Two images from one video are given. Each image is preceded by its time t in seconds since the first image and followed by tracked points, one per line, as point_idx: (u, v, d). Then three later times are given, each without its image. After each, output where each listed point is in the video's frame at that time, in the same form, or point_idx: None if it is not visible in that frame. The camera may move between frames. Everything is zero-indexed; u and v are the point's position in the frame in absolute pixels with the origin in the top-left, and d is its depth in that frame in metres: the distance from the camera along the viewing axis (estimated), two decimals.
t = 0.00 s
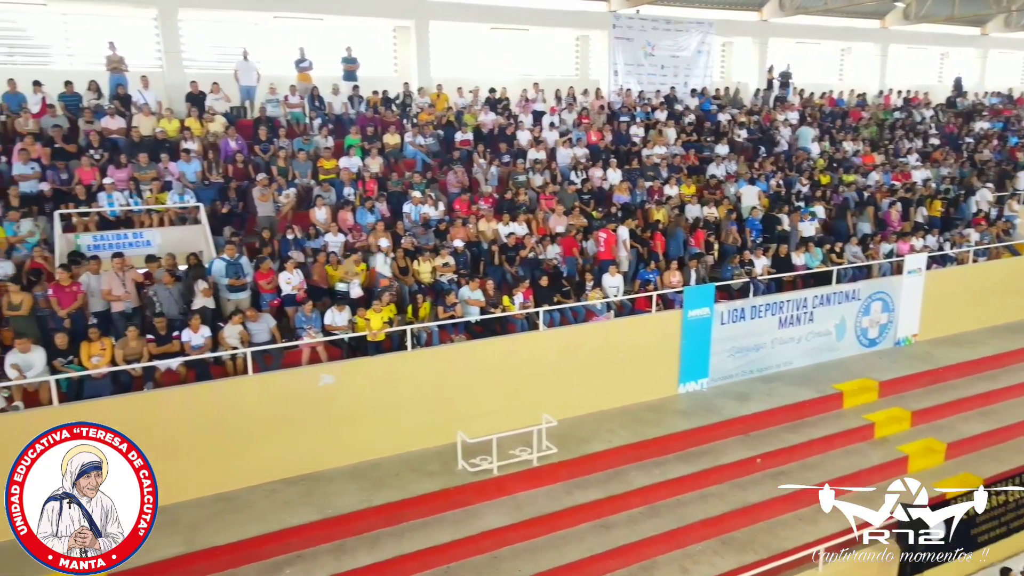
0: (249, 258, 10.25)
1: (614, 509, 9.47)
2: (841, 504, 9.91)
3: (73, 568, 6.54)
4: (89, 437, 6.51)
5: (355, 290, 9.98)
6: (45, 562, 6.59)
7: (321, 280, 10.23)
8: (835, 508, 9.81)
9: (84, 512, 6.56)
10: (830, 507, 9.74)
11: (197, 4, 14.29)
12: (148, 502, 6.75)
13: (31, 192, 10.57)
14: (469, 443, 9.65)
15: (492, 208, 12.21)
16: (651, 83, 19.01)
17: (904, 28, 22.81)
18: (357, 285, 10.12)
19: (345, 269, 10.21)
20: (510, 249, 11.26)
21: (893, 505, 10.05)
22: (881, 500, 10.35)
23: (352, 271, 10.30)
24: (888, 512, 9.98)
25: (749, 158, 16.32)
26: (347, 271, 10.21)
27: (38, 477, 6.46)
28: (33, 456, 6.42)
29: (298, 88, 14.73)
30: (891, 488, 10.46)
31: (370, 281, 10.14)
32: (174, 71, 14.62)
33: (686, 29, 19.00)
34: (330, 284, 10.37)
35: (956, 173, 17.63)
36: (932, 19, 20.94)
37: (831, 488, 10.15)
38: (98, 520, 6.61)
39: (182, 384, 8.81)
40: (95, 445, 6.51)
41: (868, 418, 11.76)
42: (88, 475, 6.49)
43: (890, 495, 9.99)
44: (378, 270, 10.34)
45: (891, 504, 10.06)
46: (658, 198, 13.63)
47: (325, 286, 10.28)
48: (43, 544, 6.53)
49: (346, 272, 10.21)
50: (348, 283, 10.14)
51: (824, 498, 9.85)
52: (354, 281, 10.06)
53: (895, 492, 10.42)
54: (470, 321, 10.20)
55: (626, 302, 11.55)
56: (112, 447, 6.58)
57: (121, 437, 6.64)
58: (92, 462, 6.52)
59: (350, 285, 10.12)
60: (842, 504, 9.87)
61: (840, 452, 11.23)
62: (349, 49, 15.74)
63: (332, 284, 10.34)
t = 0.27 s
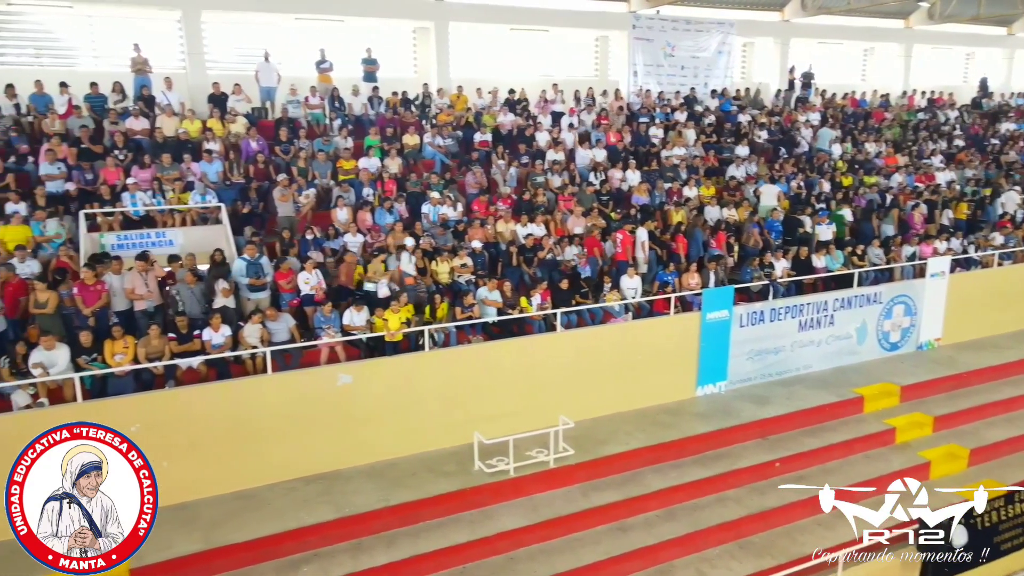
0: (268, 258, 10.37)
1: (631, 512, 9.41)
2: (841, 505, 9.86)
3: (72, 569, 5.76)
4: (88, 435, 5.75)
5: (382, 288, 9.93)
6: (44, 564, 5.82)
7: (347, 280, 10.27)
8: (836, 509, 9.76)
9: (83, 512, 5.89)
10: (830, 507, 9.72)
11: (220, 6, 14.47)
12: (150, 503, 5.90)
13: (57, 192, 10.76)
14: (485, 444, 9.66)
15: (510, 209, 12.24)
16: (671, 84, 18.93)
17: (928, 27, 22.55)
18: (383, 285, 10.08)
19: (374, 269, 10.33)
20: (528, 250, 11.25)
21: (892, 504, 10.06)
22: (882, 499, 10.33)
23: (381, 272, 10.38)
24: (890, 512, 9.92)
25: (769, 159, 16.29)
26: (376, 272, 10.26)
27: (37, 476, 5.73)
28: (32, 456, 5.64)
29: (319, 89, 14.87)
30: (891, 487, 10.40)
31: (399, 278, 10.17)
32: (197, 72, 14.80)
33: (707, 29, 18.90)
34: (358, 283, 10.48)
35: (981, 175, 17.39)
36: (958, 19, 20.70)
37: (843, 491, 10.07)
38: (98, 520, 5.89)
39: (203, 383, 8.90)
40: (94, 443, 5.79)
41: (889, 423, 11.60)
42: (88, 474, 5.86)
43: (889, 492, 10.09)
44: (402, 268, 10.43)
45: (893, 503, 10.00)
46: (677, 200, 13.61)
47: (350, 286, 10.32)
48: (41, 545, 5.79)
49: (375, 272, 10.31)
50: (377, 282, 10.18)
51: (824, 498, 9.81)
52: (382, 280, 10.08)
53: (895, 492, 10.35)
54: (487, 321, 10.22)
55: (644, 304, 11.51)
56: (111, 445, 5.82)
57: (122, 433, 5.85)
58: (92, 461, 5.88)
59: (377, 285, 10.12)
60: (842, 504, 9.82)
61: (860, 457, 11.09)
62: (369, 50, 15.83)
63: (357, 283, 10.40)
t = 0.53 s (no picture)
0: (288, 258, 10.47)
1: (649, 514, 9.36)
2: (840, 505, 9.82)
3: (72, 568, 7.13)
4: (89, 437, 7.27)
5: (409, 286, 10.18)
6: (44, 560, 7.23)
7: (379, 280, 10.46)
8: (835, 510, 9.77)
9: (84, 512, 7.21)
10: (830, 507, 9.77)
11: (244, 7, 14.63)
12: (146, 503, 7.46)
13: (84, 190, 10.92)
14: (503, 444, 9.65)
15: (530, 210, 12.25)
16: (692, 84, 18.86)
17: (955, 27, 22.27)
18: (412, 284, 10.21)
19: (405, 269, 10.46)
20: (547, 251, 11.26)
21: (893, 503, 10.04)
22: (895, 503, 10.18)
23: (411, 272, 10.48)
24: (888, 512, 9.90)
25: (791, 161, 16.24)
26: (405, 272, 10.36)
27: (38, 477, 7.13)
28: (32, 453, 7.20)
29: (340, 90, 15.00)
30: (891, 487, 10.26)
31: (427, 277, 10.32)
32: (221, 73, 14.98)
33: (729, 29, 18.77)
34: (387, 283, 10.59)
35: (1009, 176, 17.14)
36: (985, 18, 20.38)
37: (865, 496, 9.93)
38: (98, 520, 7.26)
39: (225, 380, 8.99)
40: (97, 445, 7.26)
41: (912, 428, 11.43)
42: (88, 475, 7.16)
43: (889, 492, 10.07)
44: (428, 268, 10.58)
45: (892, 503, 9.98)
46: (698, 201, 13.58)
47: (377, 285, 10.32)
48: (44, 543, 7.17)
49: (405, 273, 10.44)
50: (407, 282, 10.32)
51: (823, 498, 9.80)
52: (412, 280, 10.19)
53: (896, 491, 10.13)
54: (506, 322, 10.24)
55: (663, 305, 11.43)
56: (113, 447, 7.36)
57: (120, 437, 7.43)
58: (93, 463, 7.20)
59: (406, 285, 10.23)
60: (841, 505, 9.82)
61: (882, 462, 10.93)
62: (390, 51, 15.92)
63: (389, 283, 10.54)
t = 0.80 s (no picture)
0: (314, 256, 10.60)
1: (671, 516, 9.29)
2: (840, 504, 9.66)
3: (72, 567, 7.11)
4: (89, 436, 7.19)
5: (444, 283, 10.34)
6: (46, 561, 7.24)
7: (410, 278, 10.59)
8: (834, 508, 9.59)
9: (83, 512, 7.17)
10: (830, 507, 9.56)
11: (273, 9, 14.84)
12: (146, 503, 7.36)
13: (116, 188, 11.13)
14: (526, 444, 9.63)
15: (554, 210, 12.26)
16: (719, 84, 18.75)
17: (990, 26, 21.86)
18: (448, 282, 10.44)
19: (437, 266, 10.55)
20: (571, 251, 11.26)
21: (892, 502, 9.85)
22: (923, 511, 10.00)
23: (446, 270, 10.65)
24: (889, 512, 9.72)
25: (819, 162, 16.09)
26: (440, 269, 10.54)
27: (38, 477, 7.08)
28: (33, 455, 7.12)
29: (368, 90, 15.15)
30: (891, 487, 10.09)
31: (461, 276, 10.51)
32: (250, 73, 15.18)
33: (757, 28, 18.62)
34: (417, 283, 10.66)
35: None
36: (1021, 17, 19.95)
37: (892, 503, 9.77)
38: (98, 520, 7.21)
39: (251, 376, 9.10)
40: (97, 445, 7.15)
41: (942, 434, 11.20)
42: (88, 475, 7.10)
43: (889, 491, 9.88)
44: (460, 267, 10.74)
45: (893, 503, 9.74)
46: (724, 201, 13.50)
47: (406, 285, 10.48)
48: (43, 544, 7.13)
49: (438, 271, 10.56)
50: (441, 280, 10.46)
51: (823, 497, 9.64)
52: (445, 278, 10.37)
53: (895, 492, 10.01)
54: (530, 322, 10.24)
55: (688, 306, 11.34)
56: (113, 447, 7.24)
57: (121, 437, 7.32)
58: (93, 463, 7.12)
59: (442, 283, 10.44)
60: (840, 503, 9.66)
61: (911, 468, 10.72)
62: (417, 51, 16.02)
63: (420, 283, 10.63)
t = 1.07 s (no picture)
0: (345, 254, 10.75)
1: (698, 520, 9.16)
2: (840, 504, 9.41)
3: (72, 568, 6.53)
4: (88, 435, 6.35)
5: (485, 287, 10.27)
6: (45, 561, 6.59)
7: (447, 277, 10.72)
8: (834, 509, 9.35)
9: (84, 511, 6.56)
10: (830, 508, 9.33)
11: (308, 10, 15.05)
12: (149, 504, 6.58)
13: (152, 186, 11.37)
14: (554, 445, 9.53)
15: (583, 210, 12.25)
16: (752, 84, 18.58)
17: None
18: (485, 283, 10.38)
19: (475, 267, 10.54)
20: (600, 252, 11.31)
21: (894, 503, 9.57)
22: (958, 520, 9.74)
23: (483, 270, 10.59)
24: (890, 513, 9.43)
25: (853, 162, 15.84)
26: (477, 269, 10.51)
27: (38, 476, 6.37)
28: (33, 456, 6.25)
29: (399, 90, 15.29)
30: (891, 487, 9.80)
31: (499, 276, 10.49)
32: (283, 73, 15.40)
33: (791, 27, 18.46)
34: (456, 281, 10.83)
35: None
36: None
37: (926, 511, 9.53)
38: (98, 519, 6.60)
39: (282, 373, 9.22)
40: (95, 443, 6.39)
41: (979, 442, 10.90)
42: (88, 475, 6.47)
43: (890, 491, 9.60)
44: (501, 265, 10.71)
45: (893, 503, 9.45)
46: (756, 203, 13.49)
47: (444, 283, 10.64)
48: (43, 544, 6.51)
49: (475, 271, 10.53)
50: (479, 280, 10.39)
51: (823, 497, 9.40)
52: (484, 278, 10.34)
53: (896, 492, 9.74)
54: (557, 322, 10.22)
55: (718, 308, 11.22)
56: (112, 445, 6.42)
57: (122, 435, 6.45)
58: (93, 461, 6.47)
59: (478, 283, 10.41)
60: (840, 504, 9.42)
61: (947, 476, 10.44)
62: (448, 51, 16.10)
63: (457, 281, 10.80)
